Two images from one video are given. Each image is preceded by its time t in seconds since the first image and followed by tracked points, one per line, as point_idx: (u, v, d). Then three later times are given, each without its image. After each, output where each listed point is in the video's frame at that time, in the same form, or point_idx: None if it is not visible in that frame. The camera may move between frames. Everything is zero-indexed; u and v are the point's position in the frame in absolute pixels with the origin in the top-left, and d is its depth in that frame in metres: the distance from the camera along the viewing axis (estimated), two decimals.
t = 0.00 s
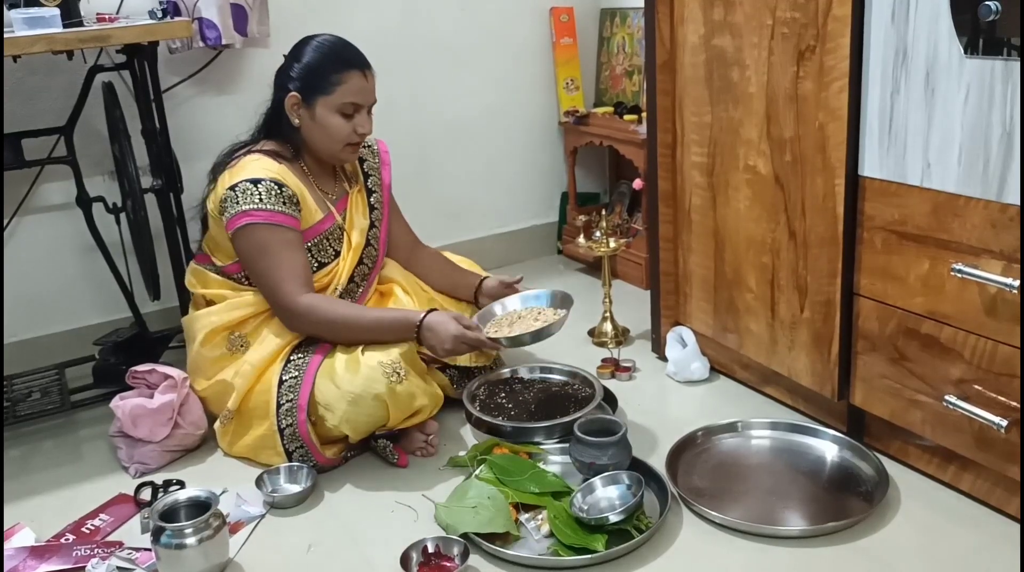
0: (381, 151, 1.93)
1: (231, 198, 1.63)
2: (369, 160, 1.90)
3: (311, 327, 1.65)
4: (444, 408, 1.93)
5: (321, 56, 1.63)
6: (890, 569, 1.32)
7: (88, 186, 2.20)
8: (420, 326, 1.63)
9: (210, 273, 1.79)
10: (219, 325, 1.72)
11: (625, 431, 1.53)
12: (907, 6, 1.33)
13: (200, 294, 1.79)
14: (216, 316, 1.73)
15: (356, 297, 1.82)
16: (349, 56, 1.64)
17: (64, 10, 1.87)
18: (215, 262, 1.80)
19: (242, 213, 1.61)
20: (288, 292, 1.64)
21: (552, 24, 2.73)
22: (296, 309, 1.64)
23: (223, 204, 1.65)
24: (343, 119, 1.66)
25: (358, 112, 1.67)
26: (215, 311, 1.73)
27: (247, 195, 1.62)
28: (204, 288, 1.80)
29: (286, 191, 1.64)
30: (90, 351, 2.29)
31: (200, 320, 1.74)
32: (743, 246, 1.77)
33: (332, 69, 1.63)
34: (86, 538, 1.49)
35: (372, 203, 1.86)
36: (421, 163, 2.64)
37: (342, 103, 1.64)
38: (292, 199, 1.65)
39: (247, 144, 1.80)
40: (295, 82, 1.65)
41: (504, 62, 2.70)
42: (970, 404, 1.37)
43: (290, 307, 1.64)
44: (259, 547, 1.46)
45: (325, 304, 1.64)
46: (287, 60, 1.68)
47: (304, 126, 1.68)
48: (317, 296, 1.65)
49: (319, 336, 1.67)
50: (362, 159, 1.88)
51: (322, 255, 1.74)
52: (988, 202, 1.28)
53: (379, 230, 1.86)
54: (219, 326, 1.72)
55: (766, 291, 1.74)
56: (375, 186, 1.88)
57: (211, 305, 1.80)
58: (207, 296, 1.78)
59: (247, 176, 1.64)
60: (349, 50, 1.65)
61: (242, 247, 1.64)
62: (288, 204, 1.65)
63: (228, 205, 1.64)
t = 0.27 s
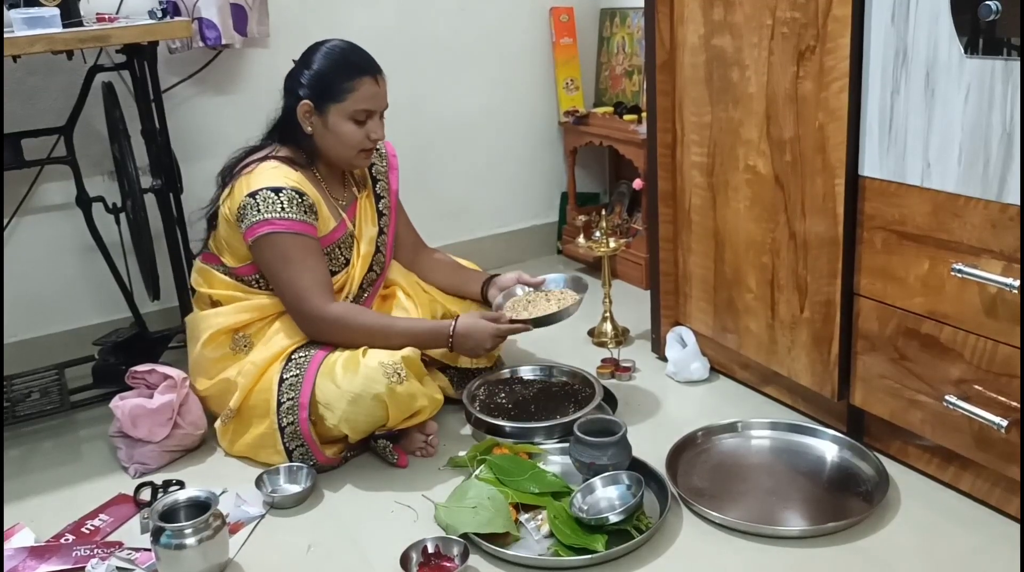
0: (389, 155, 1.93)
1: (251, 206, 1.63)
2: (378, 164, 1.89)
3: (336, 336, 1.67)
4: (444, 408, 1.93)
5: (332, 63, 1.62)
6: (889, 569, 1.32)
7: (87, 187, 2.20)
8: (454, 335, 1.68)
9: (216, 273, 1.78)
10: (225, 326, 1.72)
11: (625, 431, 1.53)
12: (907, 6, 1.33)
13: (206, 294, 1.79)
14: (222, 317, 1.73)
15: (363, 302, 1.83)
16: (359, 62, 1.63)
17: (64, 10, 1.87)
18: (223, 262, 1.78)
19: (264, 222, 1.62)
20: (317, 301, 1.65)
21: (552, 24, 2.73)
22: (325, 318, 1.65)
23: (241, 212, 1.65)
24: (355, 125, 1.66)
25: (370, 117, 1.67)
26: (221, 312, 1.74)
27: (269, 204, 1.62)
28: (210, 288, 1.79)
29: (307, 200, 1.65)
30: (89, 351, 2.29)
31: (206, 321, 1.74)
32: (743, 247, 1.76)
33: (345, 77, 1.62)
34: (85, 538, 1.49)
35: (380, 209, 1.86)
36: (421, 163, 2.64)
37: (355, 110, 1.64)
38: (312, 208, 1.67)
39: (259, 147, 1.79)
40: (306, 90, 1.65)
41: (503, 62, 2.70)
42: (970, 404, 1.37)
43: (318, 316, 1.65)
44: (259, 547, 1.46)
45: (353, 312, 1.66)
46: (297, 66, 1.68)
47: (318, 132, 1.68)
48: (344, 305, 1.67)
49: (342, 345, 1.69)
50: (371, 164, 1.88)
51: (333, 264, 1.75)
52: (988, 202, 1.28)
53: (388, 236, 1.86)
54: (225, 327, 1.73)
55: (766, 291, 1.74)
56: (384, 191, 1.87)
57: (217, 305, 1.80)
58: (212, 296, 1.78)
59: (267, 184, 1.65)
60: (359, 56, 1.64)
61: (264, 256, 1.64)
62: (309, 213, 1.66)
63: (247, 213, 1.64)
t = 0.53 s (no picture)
0: (391, 156, 1.92)
1: (253, 207, 1.64)
2: (379, 166, 1.89)
3: (340, 339, 1.67)
4: (444, 409, 1.93)
5: (326, 71, 1.62)
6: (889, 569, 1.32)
7: (87, 187, 2.20)
8: (453, 359, 1.67)
9: (216, 275, 1.78)
10: (224, 329, 1.72)
11: (625, 431, 1.53)
12: (906, 6, 1.33)
13: (206, 296, 1.79)
14: (222, 320, 1.73)
15: (364, 306, 1.82)
16: (354, 69, 1.62)
17: (64, 10, 1.87)
18: (223, 264, 1.78)
19: (265, 223, 1.62)
20: (321, 302, 1.65)
21: (552, 24, 2.73)
22: (329, 320, 1.65)
23: (242, 213, 1.66)
24: (353, 133, 1.65)
25: (368, 124, 1.66)
26: (221, 315, 1.73)
27: (270, 205, 1.63)
28: (210, 290, 1.79)
29: (308, 201, 1.66)
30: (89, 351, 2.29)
31: (205, 323, 1.74)
32: (743, 247, 1.76)
33: (340, 84, 1.61)
34: (85, 538, 1.49)
35: (383, 212, 1.85)
36: (421, 163, 2.64)
37: (351, 118, 1.64)
38: (312, 209, 1.67)
39: (258, 149, 1.80)
40: (301, 99, 1.65)
41: (503, 62, 2.70)
42: (970, 405, 1.37)
43: (323, 318, 1.65)
44: (258, 547, 1.46)
45: (357, 315, 1.66)
46: (293, 73, 1.68)
47: (315, 139, 1.68)
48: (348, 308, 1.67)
49: (345, 349, 1.69)
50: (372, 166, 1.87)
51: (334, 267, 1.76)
52: (988, 203, 1.28)
53: (390, 239, 1.84)
54: (224, 329, 1.73)
55: (766, 291, 1.74)
56: (385, 195, 1.87)
57: (216, 307, 1.80)
58: (212, 299, 1.78)
59: (268, 185, 1.65)
60: (355, 62, 1.63)
61: (267, 258, 1.64)
62: (309, 214, 1.67)
63: (248, 215, 1.64)
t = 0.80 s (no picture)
0: (391, 157, 1.92)
1: (253, 209, 1.64)
2: (379, 167, 1.89)
3: (344, 339, 1.67)
4: (444, 409, 1.93)
5: (320, 75, 1.62)
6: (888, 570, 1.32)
7: (88, 188, 2.20)
8: (454, 365, 1.66)
9: (216, 276, 1.78)
10: (224, 330, 1.73)
11: (625, 432, 1.53)
12: (906, 8, 1.33)
13: (206, 297, 1.79)
14: (222, 321, 1.73)
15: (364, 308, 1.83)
16: (349, 73, 1.62)
17: (64, 11, 1.87)
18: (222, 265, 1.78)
19: (265, 225, 1.62)
20: (325, 302, 1.66)
21: (552, 25, 2.73)
22: (333, 320, 1.66)
23: (242, 216, 1.66)
24: (347, 136, 1.66)
25: (361, 128, 1.67)
26: (221, 316, 1.74)
27: (270, 206, 1.63)
28: (210, 292, 1.80)
29: (308, 202, 1.66)
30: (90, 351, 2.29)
31: (205, 324, 1.75)
32: (743, 248, 1.77)
33: (333, 88, 1.62)
34: (86, 539, 1.50)
35: (383, 214, 1.86)
36: (421, 164, 2.64)
37: (345, 122, 1.64)
38: (312, 210, 1.68)
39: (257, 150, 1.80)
40: (296, 103, 1.66)
41: (503, 63, 2.70)
42: (970, 406, 1.38)
43: (328, 318, 1.66)
44: (259, 547, 1.47)
45: (360, 315, 1.67)
46: (289, 77, 1.68)
47: (310, 142, 1.69)
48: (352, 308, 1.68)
49: (349, 349, 1.69)
50: (372, 167, 1.87)
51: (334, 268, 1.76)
52: (987, 205, 1.28)
53: (391, 241, 1.85)
54: (224, 331, 1.73)
55: (766, 292, 1.74)
56: (385, 196, 1.87)
57: (216, 308, 1.81)
58: (212, 300, 1.79)
59: (267, 187, 1.66)
60: (351, 67, 1.63)
61: (268, 259, 1.64)
62: (309, 215, 1.67)
63: (248, 217, 1.64)
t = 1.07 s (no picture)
0: (393, 159, 1.93)
1: (257, 211, 1.64)
2: (380, 169, 1.89)
3: (351, 337, 1.68)
4: (444, 410, 1.93)
5: (322, 75, 1.62)
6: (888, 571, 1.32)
7: (88, 188, 2.20)
8: (464, 371, 1.68)
9: (216, 276, 1.79)
10: (223, 330, 1.73)
11: (624, 432, 1.54)
12: (905, 9, 1.33)
13: (206, 297, 1.80)
14: (222, 321, 1.73)
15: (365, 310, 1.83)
16: (349, 73, 1.63)
17: (64, 13, 1.87)
18: (223, 265, 1.78)
19: (270, 227, 1.63)
20: (333, 300, 1.66)
21: (551, 25, 2.73)
22: (342, 319, 1.67)
23: (245, 218, 1.66)
24: (347, 137, 1.66)
25: (362, 128, 1.66)
26: (221, 316, 1.74)
27: (274, 208, 1.63)
28: (210, 291, 1.80)
29: (311, 202, 1.67)
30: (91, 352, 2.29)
31: (205, 325, 1.75)
32: (743, 248, 1.77)
33: (334, 88, 1.62)
34: (86, 539, 1.50)
35: (384, 216, 1.86)
36: (421, 164, 2.64)
37: (345, 122, 1.64)
38: (315, 211, 1.68)
39: (259, 151, 1.80)
40: (298, 103, 1.66)
41: (503, 63, 2.70)
42: (969, 406, 1.38)
43: (337, 316, 1.67)
44: (259, 548, 1.47)
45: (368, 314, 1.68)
46: (291, 78, 1.69)
47: (310, 141, 1.69)
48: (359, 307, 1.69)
49: (358, 347, 1.70)
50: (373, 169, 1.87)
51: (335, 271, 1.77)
52: (987, 206, 1.28)
53: (392, 243, 1.86)
54: (224, 331, 1.73)
55: (766, 293, 1.74)
56: (387, 199, 1.87)
57: (216, 308, 1.81)
58: (212, 300, 1.79)
59: (270, 188, 1.65)
60: (351, 68, 1.63)
61: (274, 260, 1.64)
62: (313, 215, 1.67)
63: (252, 218, 1.64)
